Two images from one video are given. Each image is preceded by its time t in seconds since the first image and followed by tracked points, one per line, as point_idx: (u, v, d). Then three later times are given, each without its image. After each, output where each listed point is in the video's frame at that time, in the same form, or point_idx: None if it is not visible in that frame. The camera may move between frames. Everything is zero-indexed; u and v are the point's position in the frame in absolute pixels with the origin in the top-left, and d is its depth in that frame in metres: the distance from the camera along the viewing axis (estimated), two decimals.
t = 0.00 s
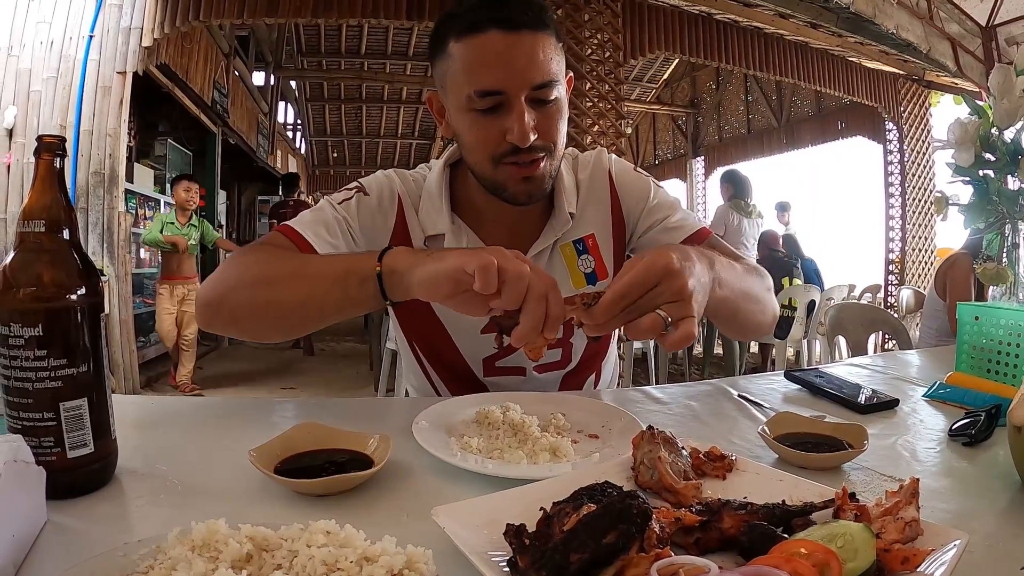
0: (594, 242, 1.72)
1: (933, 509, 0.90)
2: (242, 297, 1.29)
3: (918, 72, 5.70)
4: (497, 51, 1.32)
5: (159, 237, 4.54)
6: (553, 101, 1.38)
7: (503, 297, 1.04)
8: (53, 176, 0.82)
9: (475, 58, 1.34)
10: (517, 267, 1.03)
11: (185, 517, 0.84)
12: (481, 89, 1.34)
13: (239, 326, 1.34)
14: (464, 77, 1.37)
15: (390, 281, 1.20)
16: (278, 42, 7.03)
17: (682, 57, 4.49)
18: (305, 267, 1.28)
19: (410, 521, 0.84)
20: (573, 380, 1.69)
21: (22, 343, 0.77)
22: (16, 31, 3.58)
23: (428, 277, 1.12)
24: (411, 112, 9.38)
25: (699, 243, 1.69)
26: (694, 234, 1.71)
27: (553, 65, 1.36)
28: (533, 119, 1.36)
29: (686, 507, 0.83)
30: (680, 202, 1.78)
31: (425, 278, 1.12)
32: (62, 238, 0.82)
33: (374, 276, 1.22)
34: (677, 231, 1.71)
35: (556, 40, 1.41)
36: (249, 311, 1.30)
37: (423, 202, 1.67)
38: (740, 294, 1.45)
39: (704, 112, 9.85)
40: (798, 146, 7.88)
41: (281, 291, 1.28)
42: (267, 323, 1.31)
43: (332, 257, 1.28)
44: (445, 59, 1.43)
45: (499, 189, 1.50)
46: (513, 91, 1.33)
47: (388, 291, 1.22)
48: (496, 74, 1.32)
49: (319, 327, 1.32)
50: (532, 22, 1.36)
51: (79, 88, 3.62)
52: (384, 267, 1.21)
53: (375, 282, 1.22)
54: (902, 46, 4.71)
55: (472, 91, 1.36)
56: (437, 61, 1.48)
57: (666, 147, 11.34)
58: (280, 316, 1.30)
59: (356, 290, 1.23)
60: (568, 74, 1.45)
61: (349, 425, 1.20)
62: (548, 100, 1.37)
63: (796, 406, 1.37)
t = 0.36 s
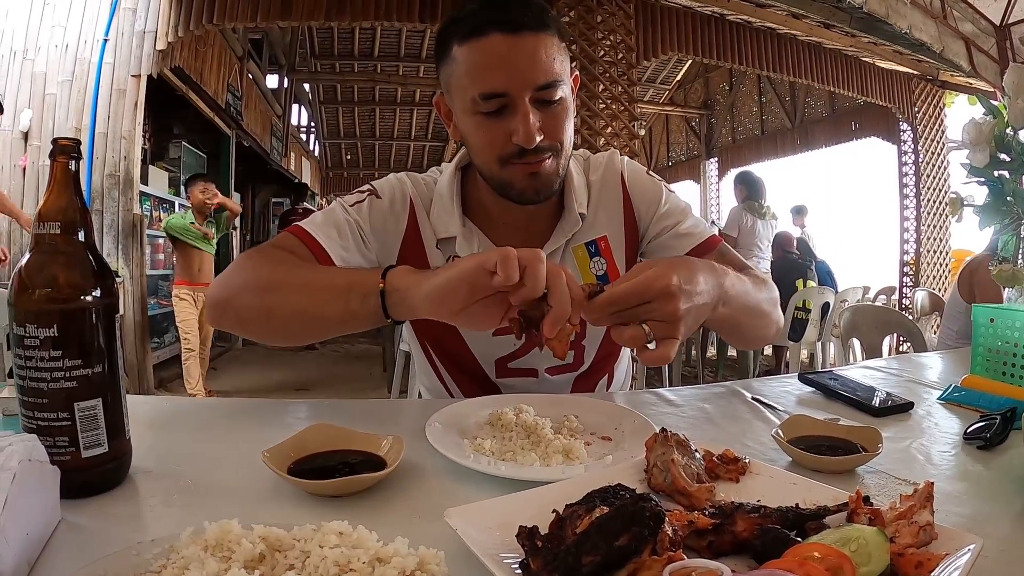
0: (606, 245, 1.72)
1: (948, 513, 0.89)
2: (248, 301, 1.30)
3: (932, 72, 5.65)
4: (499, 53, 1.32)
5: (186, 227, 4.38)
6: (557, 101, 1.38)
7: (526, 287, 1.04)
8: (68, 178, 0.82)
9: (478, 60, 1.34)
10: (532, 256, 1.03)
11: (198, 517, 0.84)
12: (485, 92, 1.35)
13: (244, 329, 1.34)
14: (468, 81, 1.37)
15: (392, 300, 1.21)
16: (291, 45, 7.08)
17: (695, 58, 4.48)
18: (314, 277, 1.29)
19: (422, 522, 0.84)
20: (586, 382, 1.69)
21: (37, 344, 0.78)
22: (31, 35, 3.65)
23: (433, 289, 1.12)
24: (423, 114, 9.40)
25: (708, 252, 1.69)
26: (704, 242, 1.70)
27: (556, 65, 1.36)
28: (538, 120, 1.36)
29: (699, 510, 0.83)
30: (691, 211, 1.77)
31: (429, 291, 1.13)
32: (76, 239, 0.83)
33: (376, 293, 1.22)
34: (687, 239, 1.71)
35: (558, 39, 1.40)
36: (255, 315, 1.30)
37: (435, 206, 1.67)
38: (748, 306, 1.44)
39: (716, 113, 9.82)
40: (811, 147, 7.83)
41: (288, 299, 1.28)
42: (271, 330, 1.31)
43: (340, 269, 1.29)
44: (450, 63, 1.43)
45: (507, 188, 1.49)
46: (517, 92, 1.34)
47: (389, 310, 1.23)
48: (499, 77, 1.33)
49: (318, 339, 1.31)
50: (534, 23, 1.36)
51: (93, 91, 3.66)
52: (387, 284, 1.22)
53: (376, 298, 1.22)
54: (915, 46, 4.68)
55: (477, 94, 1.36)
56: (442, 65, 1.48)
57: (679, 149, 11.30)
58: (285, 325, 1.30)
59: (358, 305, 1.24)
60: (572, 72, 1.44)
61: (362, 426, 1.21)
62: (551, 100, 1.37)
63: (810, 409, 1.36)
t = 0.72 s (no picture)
0: (613, 244, 1.73)
1: (955, 515, 0.89)
2: (247, 258, 1.29)
3: (939, 73, 5.62)
4: (507, 58, 1.32)
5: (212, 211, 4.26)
6: (566, 105, 1.38)
7: (555, 252, 1.08)
8: (76, 179, 0.82)
9: (486, 65, 1.34)
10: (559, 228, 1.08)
11: (204, 517, 0.84)
12: (494, 97, 1.34)
13: (238, 286, 1.34)
14: (477, 84, 1.37)
15: (402, 269, 1.18)
16: (297, 46, 7.09)
17: (702, 59, 4.47)
18: (318, 242, 1.29)
19: (429, 523, 0.84)
20: (592, 381, 1.69)
21: (45, 344, 0.78)
22: (38, 38, 3.69)
23: (451, 253, 1.11)
24: (429, 115, 9.40)
25: (720, 231, 1.66)
26: (715, 223, 1.67)
27: (564, 69, 1.35)
28: (547, 123, 1.36)
29: (705, 512, 0.82)
30: (700, 193, 1.76)
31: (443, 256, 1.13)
32: (83, 240, 0.83)
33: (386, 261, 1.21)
34: (697, 223, 1.69)
35: (566, 43, 1.40)
36: (251, 274, 1.30)
37: (443, 201, 1.67)
38: (770, 293, 1.39)
39: (723, 114, 9.79)
40: (818, 147, 7.81)
41: (289, 260, 1.28)
42: (263, 290, 1.30)
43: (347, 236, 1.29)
44: (458, 66, 1.43)
45: (517, 190, 1.50)
46: (526, 97, 1.33)
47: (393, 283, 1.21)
48: (508, 82, 1.32)
49: (311, 306, 1.30)
50: (542, 27, 1.35)
51: (101, 93, 3.68)
52: (400, 250, 1.20)
53: (382, 267, 1.21)
54: (922, 46, 4.66)
55: (485, 98, 1.36)
56: (449, 69, 1.48)
57: (686, 150, 11.28)
58: (277, 286, 1.28)
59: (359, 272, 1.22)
60: (580, 75, 1.44)
61: (369, 426, 1.21)
62: (561, 104, 1.37)
63: (817, 411, 1.35)
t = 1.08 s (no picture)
0: (615, 242, 1.72)
1: (957, 515, 0.89)
2: (252, 265, 1.29)
3: (941, 72, 5.61)
4: (517, 58, 1.32)
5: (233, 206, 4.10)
6: (575, 105, 1.38)
7: (540, 271, 1.07)
8: (77, 180, 0.82)
9: (496, 65, 1.34)
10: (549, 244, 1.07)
11: (205, 518, 0.84)
12: (503, 96, 1.34)
13: (245, 293, 1.34)
14: (486, 83, 1.37)
15: (404, 276, 1.20)
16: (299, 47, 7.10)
17: (703, 58, 4.47)
18: (323, 247, 1.29)
19: (429, 523, 0.84)
20: (595, 381, 1.69)
21: (47, 344, 0.78)
22: (40, 38, 3.70)
23: (449, 263, 1.11)
24: (431, 116, 9.41)
25: (719, 227, 1.65)
26: (715, 217, 1.67)
27: (573, 70, 1.36)
28: (555, 123, 1.36)
29: (707, 512, 0.82)
30: (701, 187, 1.76)
31: (444, 265, 1.13)
32: (85, 240, 0.83)
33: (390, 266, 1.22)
34: (699, 218, 1.70)
35: (575, 43, 1.40)
36: (256, 279, 1.30)
37: (447, 201, 1.67)
38: (772, 270, 1.40)
39: (724, 114, 9.79)
40: (820, 147, 7.81)
41: (294, 266, 1.28)
42: (271, 293, 1.31)
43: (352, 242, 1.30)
44: (466, 65, 1.43)
45: (522, 190, 1.50)
46: (536, 96, 1.33)
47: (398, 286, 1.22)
48: (517, 81, 1.32)
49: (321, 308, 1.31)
50: (550, 27, 1.35)
51: (103, 93, 3.69)
52: (402, 260, 1.21)
53: (390, 272, 1.21)
54: (923, 46, 4.66)
55: (494, 97, 1.36)
56: (457, 68, 1.48)
57: (687, 150, 11.28)
58: (287, 291, 1.29)
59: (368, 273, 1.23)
60: (588, 76, 1.44)
61: (370, 426, 1.21)
62: (570, 104, 1.37)
63: (819, 411, 1.35)
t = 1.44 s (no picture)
0: (613, 240, 1.71)
1: (957, 515, 0.89)
2: (250, 254, 1.29)
3: (941, 73, 5.61)
4: (519, 58, 1.32)
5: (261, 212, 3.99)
6: (575, 105, 1.39)
7: (546, 250, 1.11)
8: (77, 179, 0.82)
9: (497, 65, 1.34)
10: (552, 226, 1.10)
11: (205, 518, 0.84)
12: (504, 96, 1.34)
13: (240, 281, 1.33)
14: (487, 83, 1.37)
15: (402, 268, 1.18)
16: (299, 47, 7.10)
17: (703, 58, 4.47)
18: (322, 238, 1.29)
19: (429, 523, 0.84)
20: (595, 381, 1.69)
21: (47, 344, 0.78)
22: (40, 37, 3.69)
23: (450, 252, 1.12)
24: (431, 116, 9.41)
25: (717, 223, 1.66)
26: (714, 213, 1.68)
27: (574, 70, 1.36)
28: (555, 124, 1.36)
29: (707, 512, 0.82)
30: (701, 184, 1.76)
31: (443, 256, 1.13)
32: (85, 240, 0.84)
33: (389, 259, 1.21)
34: (698, 214, 1.70)
35: (576, 44, 1.40)
36: (254, 267, 1.29)
37: (446, 201, 1.67)
38: (775, 273, 1.39)
39: (725, 114, 9.79)
40: (820, 147, 7.80)
41: (291, 255, 1.27)
42: (266, 283, 1.30)
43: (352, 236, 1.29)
44: (468, 65, 1.43)
45: (522, 190, 1.50)
46: (536, 96, 1.33)
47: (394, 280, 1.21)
48: (518, 81, 1.32)
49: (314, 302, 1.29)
50: (553, 28, 1.35)
51: (103, 93, 3.69)
52: (402, 252, 1.20)
53: (387, 266, 1.20)
54: (924, 46, 4.66)
55: (495, 97, 1.36)
56: (458, 67, 1.48)
57: (687, 150, 11.27)
58: (282, 281, 1.28)
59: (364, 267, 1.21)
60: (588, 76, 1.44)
61: (371, 426, 1.21)
62: (570, 105, 1.37)
63: (818, 411, 1.35)
